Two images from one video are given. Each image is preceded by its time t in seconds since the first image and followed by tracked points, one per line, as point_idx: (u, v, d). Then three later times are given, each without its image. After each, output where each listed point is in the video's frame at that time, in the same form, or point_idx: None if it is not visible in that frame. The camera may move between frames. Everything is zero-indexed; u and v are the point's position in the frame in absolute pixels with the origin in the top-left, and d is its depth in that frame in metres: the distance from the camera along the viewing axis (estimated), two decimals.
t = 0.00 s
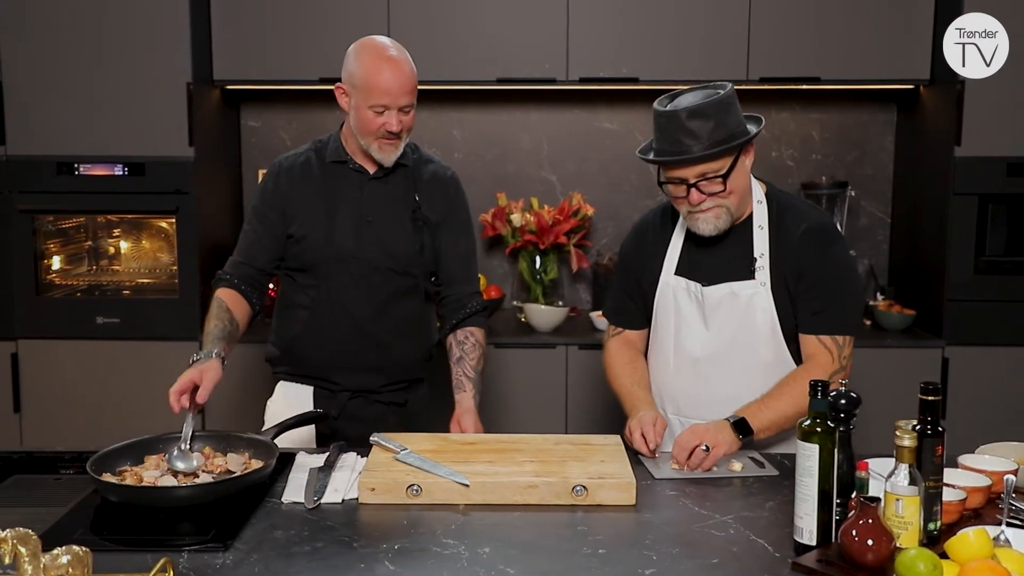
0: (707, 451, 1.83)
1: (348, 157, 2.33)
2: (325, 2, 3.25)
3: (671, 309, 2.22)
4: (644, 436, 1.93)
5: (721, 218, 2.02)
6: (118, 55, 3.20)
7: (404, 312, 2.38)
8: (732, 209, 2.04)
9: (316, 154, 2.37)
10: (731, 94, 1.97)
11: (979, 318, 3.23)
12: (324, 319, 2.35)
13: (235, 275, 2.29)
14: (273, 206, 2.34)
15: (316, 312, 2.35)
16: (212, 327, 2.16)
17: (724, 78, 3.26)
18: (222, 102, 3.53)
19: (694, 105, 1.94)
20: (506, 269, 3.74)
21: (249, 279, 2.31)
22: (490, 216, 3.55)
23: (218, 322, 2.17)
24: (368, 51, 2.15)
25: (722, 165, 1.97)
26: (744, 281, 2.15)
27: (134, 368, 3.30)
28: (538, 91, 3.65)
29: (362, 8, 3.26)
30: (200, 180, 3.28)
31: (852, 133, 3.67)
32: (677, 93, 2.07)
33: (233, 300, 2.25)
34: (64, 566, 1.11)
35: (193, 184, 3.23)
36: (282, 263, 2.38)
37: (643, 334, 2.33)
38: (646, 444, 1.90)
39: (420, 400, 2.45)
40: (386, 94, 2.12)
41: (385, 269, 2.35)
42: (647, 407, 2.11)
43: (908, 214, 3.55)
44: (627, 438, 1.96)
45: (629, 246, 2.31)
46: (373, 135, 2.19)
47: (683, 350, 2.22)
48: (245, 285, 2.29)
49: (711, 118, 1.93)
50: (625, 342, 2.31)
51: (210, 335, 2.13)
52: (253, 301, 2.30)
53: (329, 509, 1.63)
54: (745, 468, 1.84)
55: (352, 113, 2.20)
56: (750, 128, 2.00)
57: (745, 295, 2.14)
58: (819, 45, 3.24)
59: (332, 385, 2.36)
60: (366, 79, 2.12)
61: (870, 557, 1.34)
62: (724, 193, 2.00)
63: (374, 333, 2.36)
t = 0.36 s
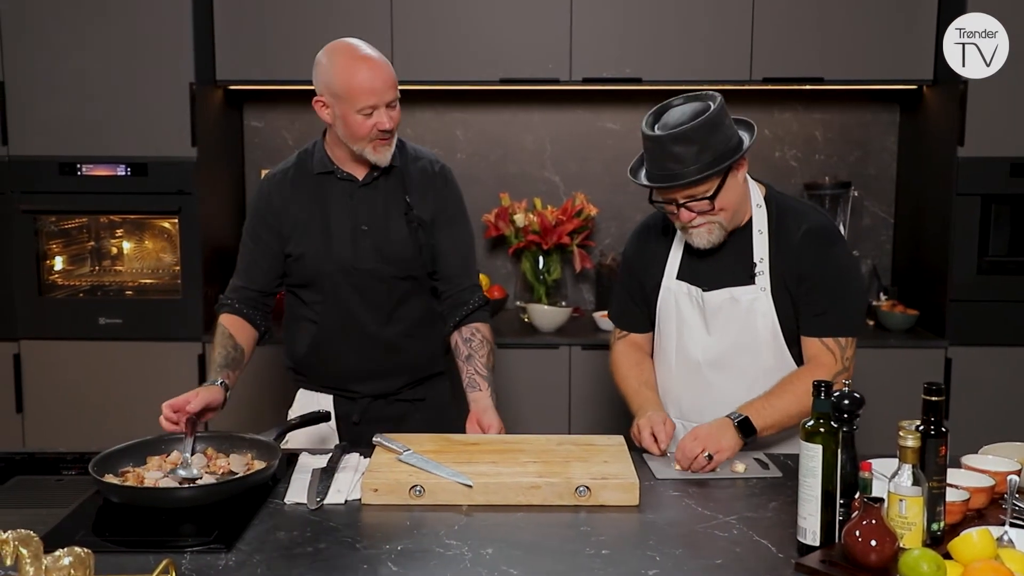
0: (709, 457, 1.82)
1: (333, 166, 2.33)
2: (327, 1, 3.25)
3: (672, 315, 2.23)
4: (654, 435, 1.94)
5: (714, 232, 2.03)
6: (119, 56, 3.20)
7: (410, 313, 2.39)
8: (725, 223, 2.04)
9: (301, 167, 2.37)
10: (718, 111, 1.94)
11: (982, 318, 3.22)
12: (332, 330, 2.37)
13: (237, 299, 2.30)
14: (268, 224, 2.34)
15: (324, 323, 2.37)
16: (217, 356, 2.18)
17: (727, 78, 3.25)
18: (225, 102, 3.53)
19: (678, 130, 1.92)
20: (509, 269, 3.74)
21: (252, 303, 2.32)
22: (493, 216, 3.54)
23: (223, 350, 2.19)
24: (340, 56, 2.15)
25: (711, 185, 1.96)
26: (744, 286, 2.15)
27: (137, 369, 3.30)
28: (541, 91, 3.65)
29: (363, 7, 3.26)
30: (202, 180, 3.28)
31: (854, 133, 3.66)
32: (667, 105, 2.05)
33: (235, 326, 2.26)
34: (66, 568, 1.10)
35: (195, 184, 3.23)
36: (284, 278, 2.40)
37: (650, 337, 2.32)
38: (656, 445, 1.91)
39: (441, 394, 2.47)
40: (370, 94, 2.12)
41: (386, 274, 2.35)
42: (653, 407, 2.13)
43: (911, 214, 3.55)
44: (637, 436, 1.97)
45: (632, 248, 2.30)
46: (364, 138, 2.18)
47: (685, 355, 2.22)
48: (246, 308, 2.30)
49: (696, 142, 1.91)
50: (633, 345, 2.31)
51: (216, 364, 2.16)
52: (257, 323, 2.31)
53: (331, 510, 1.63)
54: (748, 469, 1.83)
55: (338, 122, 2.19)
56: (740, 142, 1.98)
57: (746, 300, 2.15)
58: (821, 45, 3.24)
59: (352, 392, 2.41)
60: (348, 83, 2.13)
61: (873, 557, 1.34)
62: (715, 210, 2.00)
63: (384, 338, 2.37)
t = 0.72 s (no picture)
0: (710, 458, 1.81)
1: (374, 163, 2.33)
2: (327, 2, 3.25)
3: (675, 315, 2.22)
4: (659, 437, 1.94)
5: (715, 232, 2.03)
6: (120, 57, 3.20)
7: (440, 316, 2.36)
8: (726, 223, 2.04)
9: (343, 162, 2.37)
10: (719, 111, 1.94)
11: (983, 319, 3.22)
12: (361, 328, 2.35)
13: (272, 288, 2.32)
14: (305, 216, 2.35)
15: (353, 320, 2.35)
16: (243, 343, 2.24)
17: (727, 79, 3.26)
18: (225, 103, 3.53)
19: (678, 129, 1.92)
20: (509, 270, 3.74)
21: (284, 290, 2.34)
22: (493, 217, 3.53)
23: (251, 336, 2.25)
24: (384, 55, 2.15)
25: (711, 184, 1.96)
26: (745, 286, 2.15)
27: (137, 370, 3.30)
28: (541, 92, 3.65)
29: (363, 8, 3.26)
30: (203, 181, 3.28)
31: (854, 134, 3.66)
32: (669, 105, 2.05)
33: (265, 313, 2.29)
34: (67, 568, 1.11)
35: (195, 185, 3.23)
36: (318, 273, 2.39)
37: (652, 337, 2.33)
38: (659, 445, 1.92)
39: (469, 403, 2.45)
40: (412, 95, 2.12)
41: (416, 274, 2.33)
42: (653, 408, 2.12)
43: (911, 214, 3.55)
44: (641, 437, 1.98)
45: (633, 248, 2.30)
46: (403, 139, 2.19)
47: (687, 355, 2.22)
48: (280, 297, 2.33)
49: (697, 140, 1.91)
50: (634, 345, 2.31)
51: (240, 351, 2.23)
52: (290, 311, 2.34)
53: (332, 511, 1.63)
54: (749, 469, 1.83)
55: (379, 121, 2.20)
56: (741, 142, 1.98)
57: (747, 299, 2.14)
58: (821, 46, 3.24)
59: (377, 392, 2.39)
60: (390, 83, 2.13)
61: (875, 557, 1.34)
62: (715, 210, 2.00)
63: (413, 339, 2.35)
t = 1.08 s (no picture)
0: (711, 459, 1.81)
1: (441, 162, 2.41)
2: (327, 3, 3.25)
3: (678, 313, 2.22)
4: (661, 440, 1.93)
5: (717, 230, 2.03)
6: (120, 57, 3.20)
7: (488, 315, 2.44)
8: (728, 220, 2.04)
9: (414, 157, 2.47)
10: (724, 108, 1.94)
11: (983, 319, 3.22)
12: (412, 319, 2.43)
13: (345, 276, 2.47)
14: (373, 204, 2.47)
15: (406, 312, 2.44)
16: (330, 335, 2.39)
17: (727, 79, 3.25)
18: (226, 104, 3.53)
19: (682, 125, 1.92)
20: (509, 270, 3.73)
21: (356, 277, 2.48)
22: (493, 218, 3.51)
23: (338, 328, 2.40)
24: (450, 59, 2.15)
25: (713, 181, 1.96)
26: (748, 285, 2.15)
27: (137, 370, 3.29)
28: (542, 92, 3.65)
29: (363, 8, 3.26)
30: (203, 181, 3.28)
31: (855, 135, 3.67)
32: (672, 103, 2.05)
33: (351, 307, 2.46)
34: (67, 569, 1.10)
35: (196, 186, 3.23)
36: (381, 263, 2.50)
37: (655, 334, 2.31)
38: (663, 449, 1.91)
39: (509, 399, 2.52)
40: (460, 109, 2.13)
41: (471, 273, 2.41)
42: (657, 408, 2.12)
43: (911, 215, 3.55)
44: (643, 440, 1.97)
45: (634, 247, 2.30)
46: (446, 145, 2.22)
47: (690, 354, 2.22)
48: (354, 285, 2.48)
49: (700, 137, 1.91)
50: (637, 343, 2.30)
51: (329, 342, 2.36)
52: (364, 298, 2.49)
53: (332, 512, 1.63)
54: (750, 470, 1.83)
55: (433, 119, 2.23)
56: (744, 139, 1.98)
57: (750, 298, 2.14)
58: (822, 46, 3.24)
59: (422, 382, 2.46)
60: (445, 91, 2.12)
61: (875, 557, 1.34)
62: (717, 207, 2.00)
63: (460, 336, 2.43)
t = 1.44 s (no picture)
0: (710, 459, 1.82)
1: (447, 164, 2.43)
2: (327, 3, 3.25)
3: (679, 315, 2.21)
4: (662, 439, 1.93)
5: (719, 231, 2.03)
6: (120, 58, 3.20)
7: (503, 316, 2.51)
8: (730, 222, 2.04)
9: (419, 160, 2.48)
10: (726, 109, 1.94)
11: (982, 319, 3.23)
12: (428, 322, 2.49)
13: (359, 286, 2.52)
14: (382, 210, 2.48)
15: (421, 316, 2.49)
16: (355, 346, 2.44)
17: (727, 79, 3.25)
18: (226, 104, 3.53)
19: (685, 126, 1.92)
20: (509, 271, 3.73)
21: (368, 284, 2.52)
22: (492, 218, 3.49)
23: (363, 340, 2.45)
24: (452, 64, 2.15)
25: (715, 182, 1.96)
26: (749, 285, 2.15)
27: (136, 370, 3.29)
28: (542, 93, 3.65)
29: (363, 8, 3.26)
30: (203, 181, 3.28)
31: (855, 135, 3.67)
32: (674, 105, 2.05)
33: (364, 315, 2.51)
34: (68, 570, 1.10)
35: (196, 186, 3.23)
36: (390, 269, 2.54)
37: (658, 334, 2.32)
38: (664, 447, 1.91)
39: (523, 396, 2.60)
40: (455, 116, 2.12)
41: (484, 276, 2.46)
42: (659, 409, 2.12)
43: (910, 215, 3.55)
44: (644, 441, 1.96)
45: (636, 247, 2.30)
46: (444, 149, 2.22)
47: (691, 355, 2.21)
48: (367, 293, 2.53)
49: (702, 138, 1.91)
50: (639, 343, 2.30)
51: (358, 355, 2.41)
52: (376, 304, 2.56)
53: (333, 512, 1.63)
54: (750, 470, 1.83)
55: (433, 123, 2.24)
56: (747, 140, 1.98)
57: (752, 298, 2.14)
58: (822, 46, 3.24)
59: (438, 385, 2.53)
60: (443, 97, 2.12)
61: (875, 557, 1.34)
62: (719, 208, 2.00)
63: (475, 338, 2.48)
